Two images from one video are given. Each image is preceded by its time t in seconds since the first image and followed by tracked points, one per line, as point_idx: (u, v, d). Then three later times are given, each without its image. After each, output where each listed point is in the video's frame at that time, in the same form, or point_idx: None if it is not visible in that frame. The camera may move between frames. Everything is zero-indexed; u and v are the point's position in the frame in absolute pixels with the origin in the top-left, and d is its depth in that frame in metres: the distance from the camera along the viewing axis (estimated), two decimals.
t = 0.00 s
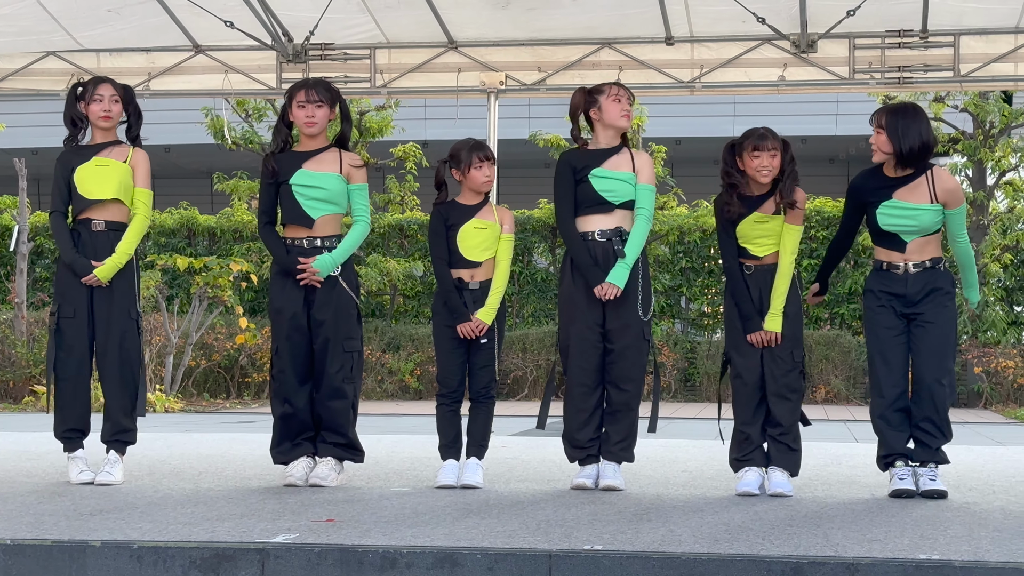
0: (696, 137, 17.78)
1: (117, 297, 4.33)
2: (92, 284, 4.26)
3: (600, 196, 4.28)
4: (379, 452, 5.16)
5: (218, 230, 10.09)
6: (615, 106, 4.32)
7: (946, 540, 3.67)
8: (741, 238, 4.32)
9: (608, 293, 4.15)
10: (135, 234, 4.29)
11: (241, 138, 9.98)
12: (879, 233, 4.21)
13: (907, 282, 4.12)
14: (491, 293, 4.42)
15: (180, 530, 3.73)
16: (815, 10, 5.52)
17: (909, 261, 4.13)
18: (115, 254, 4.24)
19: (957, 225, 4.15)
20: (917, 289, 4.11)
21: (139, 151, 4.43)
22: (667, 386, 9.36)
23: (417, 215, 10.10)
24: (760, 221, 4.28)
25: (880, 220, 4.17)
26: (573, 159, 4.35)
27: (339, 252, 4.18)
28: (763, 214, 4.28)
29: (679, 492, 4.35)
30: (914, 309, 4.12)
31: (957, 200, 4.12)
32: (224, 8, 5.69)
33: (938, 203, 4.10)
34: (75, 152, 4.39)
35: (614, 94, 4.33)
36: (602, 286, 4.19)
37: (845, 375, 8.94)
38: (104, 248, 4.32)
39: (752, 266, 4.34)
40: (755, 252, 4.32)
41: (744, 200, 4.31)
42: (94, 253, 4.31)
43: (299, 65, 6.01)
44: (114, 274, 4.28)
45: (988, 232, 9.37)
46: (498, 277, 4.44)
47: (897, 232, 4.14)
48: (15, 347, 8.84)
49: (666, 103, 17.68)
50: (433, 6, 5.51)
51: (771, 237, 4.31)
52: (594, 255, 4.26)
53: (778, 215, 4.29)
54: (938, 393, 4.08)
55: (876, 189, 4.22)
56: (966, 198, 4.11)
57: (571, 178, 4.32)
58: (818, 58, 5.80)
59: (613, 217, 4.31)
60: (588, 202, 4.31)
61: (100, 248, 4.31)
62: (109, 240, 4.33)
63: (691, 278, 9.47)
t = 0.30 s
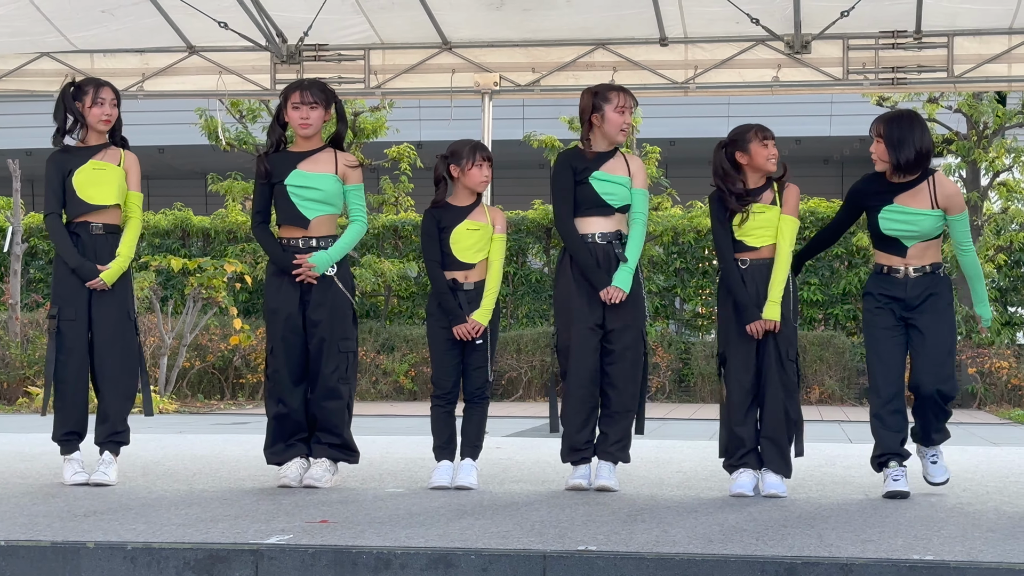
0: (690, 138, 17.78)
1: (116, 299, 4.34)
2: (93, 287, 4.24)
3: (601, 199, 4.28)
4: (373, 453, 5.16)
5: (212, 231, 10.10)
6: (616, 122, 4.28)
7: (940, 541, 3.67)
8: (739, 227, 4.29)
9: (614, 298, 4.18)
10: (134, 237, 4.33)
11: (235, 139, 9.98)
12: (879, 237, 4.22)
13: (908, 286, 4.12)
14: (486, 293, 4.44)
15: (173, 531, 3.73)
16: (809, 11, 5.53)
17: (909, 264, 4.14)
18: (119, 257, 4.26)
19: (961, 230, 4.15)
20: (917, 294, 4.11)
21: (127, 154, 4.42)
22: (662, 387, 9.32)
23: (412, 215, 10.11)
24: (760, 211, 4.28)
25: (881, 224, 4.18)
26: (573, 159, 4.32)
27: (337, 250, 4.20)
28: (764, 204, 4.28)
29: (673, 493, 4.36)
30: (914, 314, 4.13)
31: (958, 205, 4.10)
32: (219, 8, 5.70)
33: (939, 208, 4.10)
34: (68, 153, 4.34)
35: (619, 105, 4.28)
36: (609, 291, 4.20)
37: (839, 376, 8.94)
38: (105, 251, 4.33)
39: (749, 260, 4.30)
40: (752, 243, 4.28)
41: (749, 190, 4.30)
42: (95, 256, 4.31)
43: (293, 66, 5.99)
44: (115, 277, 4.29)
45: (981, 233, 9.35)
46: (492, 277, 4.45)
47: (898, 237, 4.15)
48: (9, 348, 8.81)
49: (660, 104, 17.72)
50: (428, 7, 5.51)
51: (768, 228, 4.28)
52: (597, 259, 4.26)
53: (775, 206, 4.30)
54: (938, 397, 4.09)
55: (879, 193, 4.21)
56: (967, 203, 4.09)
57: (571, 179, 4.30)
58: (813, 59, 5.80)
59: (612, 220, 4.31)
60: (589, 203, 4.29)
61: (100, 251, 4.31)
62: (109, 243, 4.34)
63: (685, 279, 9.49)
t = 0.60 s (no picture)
0: (674, 147, 18.26)
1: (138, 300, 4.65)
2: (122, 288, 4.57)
3: (597, 209, 4.60)
4: (376, 441, 5.50)
5: (227, 234, 10.43)
6: (603, 130, 4.50)
7: (903, 521, 3.99)
8: (723, 231, 4.60)
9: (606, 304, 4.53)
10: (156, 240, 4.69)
11: (248, 148, 10.37)
12: (869, 243, 4.54)
13: (893, 292, 4.45)
14: (482, 291, 4.76)
15: (196, 514, 4.05)
16: (784, 28, 5.84)
17: (894, 271, 4.46)
18: (144, 258, 4.61)
19: (950, 240, 4.45)
20: (900, 299, 4.44)
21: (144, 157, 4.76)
22: (647, 378, 9.70)
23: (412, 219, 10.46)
24: (739, 215, 4.61)
25: (874, 231, 4.50)
26: (573, 167, 4.58)
27: (343, 254, 4.50)
28: (741, 209, 4.62)
29: (658, 479, 4.68)
30: (896, 317, 4.45)
31: (944, 216, 4.43)
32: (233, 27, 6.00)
33: (927, 219, 4.44)
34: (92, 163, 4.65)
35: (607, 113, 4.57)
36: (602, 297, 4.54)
37: (811, 367, 9.41)
38: (131, 252, 4.67)
39: (731, 261, 4.61)
40: (734, 246, 4.61)
41: (721, 197, 4.63)
42: (120, 258, 4.65)
43: (303, 79, 6.35)
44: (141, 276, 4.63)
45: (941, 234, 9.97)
46: (486, 277, 4.77)
47: (887, 243, 4.47)
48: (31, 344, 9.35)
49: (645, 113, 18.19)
50: (428, 24, 5.84)
51: (749, 233, 4.64)
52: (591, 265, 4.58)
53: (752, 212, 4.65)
54: (918, 395, 4.44)
55: (873, 202, 4.53)
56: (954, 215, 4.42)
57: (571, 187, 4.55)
58: (786, 73, 6.16)
59: (600, 230, 4.65)
60: (586, 210, 4.59)
61: (126, 252, 4.65)
62: (134, 246, 4.68)
63: (668, 278, 9.91)
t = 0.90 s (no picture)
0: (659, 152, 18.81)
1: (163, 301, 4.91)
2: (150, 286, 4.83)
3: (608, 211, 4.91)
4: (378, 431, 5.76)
5: (237, 235, 10.70)
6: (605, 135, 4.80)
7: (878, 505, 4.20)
8: (724, 242, 4.84)
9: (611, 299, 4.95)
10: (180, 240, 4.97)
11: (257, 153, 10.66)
12: (864, 231, 4.78)
13: (881, 282, 4.69)
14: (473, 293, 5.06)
15: (207, 500, 4.28)
16: (764, 39, 6.10)
17: (884, 262, 4.70)
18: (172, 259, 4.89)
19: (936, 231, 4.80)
20: (888, 288, 4.68)
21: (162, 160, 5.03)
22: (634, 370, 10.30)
23: (412, 220, 10.76)
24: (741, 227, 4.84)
25: (870, 219, 4.73)
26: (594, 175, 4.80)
27: (350, 254, 4.74)
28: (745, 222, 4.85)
29: (646, 467, 4.91)
30: (884, 303, 4.70)
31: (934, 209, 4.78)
32: (241, 37, 6.24)
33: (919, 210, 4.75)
34: (115, 168, 4.89)
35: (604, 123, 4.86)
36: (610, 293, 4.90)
37: (790, 361, 10.28)
38: (159, 253, 4.92)
39: (729, 270, 4.87)
40: (734, 257, 4.84)
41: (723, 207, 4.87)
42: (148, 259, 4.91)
43: (307, 87, 6.59)
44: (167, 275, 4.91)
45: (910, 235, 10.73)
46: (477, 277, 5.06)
47: (882, 231, 4.71)
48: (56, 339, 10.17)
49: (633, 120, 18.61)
50: (426, 34, 6.08)
51: (749, 242, 4.86)
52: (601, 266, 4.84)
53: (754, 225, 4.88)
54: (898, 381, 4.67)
55: (870, 193, 4.78)
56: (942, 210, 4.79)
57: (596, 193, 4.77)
58: (766, 81, 6.40)
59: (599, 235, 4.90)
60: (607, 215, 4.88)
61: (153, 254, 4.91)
62: (161, 247, 4.95)
63: (655, 276, 10.47)
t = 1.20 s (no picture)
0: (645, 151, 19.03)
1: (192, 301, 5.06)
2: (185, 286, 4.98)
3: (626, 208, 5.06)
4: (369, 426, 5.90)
5: (233, 232, 10.87)
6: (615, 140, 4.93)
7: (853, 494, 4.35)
8: (738, 231, 4.97)
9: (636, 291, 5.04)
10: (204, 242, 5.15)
11: (252, 152, 10.79)
12: (882, 241, 4.92)
13: (894, 289, 4.92)
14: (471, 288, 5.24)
15: (204, 491, 4.41)
16: (747, 42, 6.23)
17: (896, 269, 4.93)
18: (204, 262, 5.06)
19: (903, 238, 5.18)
20: (900, 294, 4.94)
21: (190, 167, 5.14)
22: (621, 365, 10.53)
23: (406, 219, 10.90)
24: (754, 218, 4.98)
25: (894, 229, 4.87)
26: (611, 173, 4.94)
27: (349, 252, 4.94)
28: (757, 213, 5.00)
29: (631, 458, 5.05)
30: (894, 307, 4.94)
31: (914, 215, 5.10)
32: (238, 40, 6.37)
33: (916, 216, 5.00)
34: (154, 167, 4.99)
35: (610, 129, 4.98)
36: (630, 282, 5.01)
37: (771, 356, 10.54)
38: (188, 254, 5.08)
39: (740, 260, 5.00)
40: (746, 246, 4.97)
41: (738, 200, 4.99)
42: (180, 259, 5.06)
43: (302, 89, 6.73)
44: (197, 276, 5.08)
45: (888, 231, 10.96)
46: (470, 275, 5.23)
47: (898, 241, 4.90)
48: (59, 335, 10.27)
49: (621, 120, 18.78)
50: (418, 37, 6.22)
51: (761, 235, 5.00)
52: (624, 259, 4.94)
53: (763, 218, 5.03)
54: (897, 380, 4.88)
55: (886, 203, 4.89)
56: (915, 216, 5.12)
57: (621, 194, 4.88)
58: (750, 83, 6.59)
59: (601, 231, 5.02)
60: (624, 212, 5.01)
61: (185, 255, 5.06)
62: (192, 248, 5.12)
63: (641, 272, 10.66)
